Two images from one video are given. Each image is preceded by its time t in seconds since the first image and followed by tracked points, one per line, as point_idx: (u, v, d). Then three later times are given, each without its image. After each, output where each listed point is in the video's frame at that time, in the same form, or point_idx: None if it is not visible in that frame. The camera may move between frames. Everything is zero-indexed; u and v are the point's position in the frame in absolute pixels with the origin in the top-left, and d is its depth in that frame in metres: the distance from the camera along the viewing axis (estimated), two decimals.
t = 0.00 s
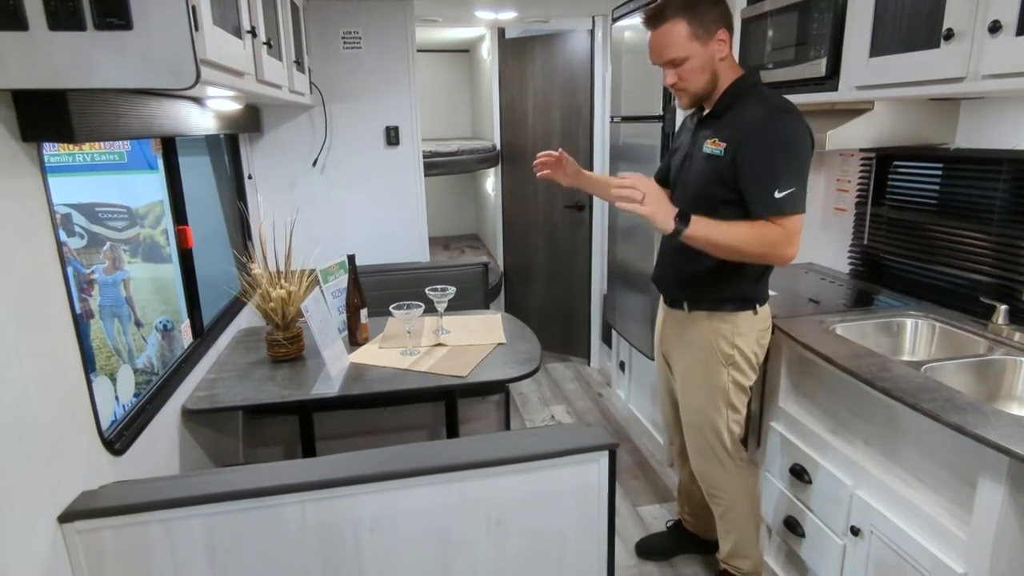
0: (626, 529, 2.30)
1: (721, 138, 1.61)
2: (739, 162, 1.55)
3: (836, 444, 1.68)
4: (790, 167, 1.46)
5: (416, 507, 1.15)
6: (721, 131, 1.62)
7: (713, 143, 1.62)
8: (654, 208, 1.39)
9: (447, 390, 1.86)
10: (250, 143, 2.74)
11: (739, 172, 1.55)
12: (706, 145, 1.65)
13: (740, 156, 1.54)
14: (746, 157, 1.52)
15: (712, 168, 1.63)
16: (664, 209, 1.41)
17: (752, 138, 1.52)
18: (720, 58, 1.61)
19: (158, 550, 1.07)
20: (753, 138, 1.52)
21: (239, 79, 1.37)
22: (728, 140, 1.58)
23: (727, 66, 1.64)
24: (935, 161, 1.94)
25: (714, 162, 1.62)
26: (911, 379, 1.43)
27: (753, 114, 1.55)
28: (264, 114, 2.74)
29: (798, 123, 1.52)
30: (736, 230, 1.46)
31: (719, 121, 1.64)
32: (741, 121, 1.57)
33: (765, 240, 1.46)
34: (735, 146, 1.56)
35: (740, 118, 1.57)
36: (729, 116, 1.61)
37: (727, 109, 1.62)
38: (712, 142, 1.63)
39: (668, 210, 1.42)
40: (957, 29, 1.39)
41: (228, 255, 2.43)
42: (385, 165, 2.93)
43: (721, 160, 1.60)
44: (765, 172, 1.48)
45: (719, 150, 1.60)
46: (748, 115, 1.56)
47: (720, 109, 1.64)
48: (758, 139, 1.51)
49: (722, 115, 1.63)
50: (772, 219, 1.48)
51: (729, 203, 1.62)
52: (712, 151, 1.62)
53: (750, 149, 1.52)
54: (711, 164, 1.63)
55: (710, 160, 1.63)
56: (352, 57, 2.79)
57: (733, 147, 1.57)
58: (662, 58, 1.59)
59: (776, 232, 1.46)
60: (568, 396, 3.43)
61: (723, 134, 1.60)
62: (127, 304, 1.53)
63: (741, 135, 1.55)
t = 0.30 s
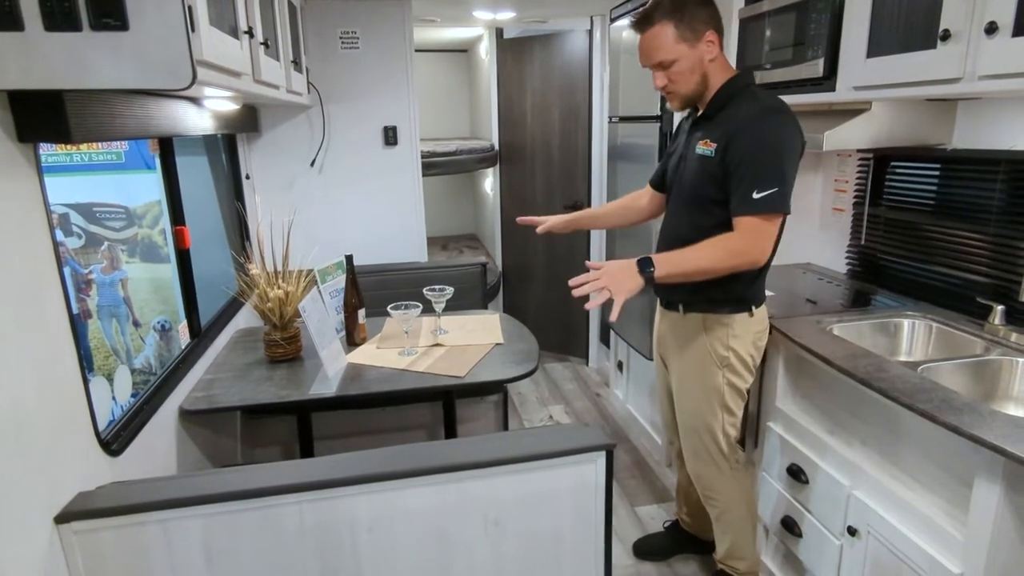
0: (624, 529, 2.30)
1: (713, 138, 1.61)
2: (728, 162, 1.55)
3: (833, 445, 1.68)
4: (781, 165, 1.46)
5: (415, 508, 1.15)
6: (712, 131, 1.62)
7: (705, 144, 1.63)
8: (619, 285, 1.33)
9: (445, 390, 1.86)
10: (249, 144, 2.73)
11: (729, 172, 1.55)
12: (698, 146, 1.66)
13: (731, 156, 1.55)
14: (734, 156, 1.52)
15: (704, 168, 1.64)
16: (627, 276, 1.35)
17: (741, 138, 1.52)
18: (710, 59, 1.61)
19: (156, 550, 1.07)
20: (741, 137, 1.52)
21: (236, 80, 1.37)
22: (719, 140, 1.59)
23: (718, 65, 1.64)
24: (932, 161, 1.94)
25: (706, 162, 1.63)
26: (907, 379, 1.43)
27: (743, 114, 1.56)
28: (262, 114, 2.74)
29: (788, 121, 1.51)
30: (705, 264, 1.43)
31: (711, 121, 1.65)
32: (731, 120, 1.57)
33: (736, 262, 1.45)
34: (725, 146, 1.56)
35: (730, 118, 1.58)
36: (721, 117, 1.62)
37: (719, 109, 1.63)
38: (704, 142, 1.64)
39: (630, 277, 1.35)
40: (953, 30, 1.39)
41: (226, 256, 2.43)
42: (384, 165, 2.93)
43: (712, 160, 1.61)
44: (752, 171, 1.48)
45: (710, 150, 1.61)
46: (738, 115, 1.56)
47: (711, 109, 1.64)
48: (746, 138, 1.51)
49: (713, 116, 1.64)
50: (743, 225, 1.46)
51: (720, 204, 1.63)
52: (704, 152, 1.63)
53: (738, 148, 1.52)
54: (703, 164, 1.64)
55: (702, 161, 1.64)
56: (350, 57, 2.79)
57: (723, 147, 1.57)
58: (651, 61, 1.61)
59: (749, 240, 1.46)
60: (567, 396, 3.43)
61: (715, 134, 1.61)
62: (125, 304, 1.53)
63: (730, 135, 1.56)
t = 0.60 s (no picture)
0: (621, 531, 2.30)
1: (704, 140, 1.61)
2: (721, 163, 1.55)
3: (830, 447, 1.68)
4: (774, 165, 1.47)
5: (409, 510, 1.14)
6: (704, 133, 1.62)
7: (696, 146, 1.63)
8: (621, 290, 1.34)
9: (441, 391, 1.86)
10: (245, 144, 2.73)
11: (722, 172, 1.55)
12: (690, 147, 1.66)
13: (723, 157, 1.54)
14: (726, 157, 1.53)
15: (696, 169, 1.63)
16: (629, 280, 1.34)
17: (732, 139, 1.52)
18: (710, 52, 1.62)
19: (150, 553, 1.07)
20: (733, 138, 1.52)
21: (230, 81, 1.37)
22: (710, 141, 1.59)
23: (715, 63, 1.65)
24: (928, 163, 1.95)
25: (698, 164, 1.63)
26: (902, 381, 1.44)
27: (734, 114, 1.56)
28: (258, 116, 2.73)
29: (778, 121, 1.52)
30: (704, 268, 1.44)
31: (703, 123, 1.65)
32: (722, 122, 1.57)
33: (737, 264, 1.45)
34: (717, 147, 1.56)
35: (720, 120, 1.58)
36: (711, 118, 1.61)
37: (710, 110, 1.63)
38: (696, 144, 1.64)
39: (631, 282, 1.35)
40: (948, 32, 1.39)
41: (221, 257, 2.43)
42: (380, 166, 2.92)
43: (704, 161, 1.61)
44: (744, 171, 1.48)
45: (702, 152, 1.61)
46: (728, 116, 1.56)
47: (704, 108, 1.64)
48: (737, 139, 1.51)
49: (705, 117, 1.64)
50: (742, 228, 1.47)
51: (713, 205, 1.63)
52: (695, 154, 1.63)
53: (729, 149, 1.52)
54: (695, 165, 1.63)
55: (693, 162, 1.64)
56: (346, 57, 2.78)
57: (715, 148, 1.57)
58: (654, 43, 1.59)
59: (748, 243, 1.46)
60: (563, 397, 3.43)
61: (706, 136, 1.61)
62: (120, 305, 1.53)
63: (722, 135, 1.56)
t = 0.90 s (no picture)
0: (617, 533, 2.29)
1: (700, 149, 1.61)
2: (720, 173, 1.55)
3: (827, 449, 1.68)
4: (775, 175, 1.49)
5: (406, 513, 1.14)
6: (699, 142, 1.62)
7: (691, 155, 1.63)
8: (629, 293, 1.54)
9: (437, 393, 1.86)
10: (241, 146, 2.72)
11: (723, 182, 1.55)
12: (684, 155, 1.65)
13: (723, 166, 1.55)
14: (727, 168, 1.53)
15: (692, 178, 1.63)
16: (636, 283, 1.53)
17: (731, 149, 1.53)
18: (697, 58, 1.62)
19: (144, 557, 1.06)
20: (732, 149, 1.53)
21: (226, 83, 1.36)
22: (708, 151, 1.58)
23: (701, 71, 1.65)
24: (924, 165, 1.95)
25: (694, 173, 1.62)
26: (899, 383, 1.44)
27: (731, 124, 1.56)
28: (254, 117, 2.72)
29: (774, 130, 1.54)
30: (710, 277, 1.52)
31: (697, 132, 1.64)
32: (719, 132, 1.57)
33: (739, 275, 1.51)
34: (715, 157, 1.56)
35: (717, 129, 1.58)
36: (706, 127, 1.61)
37: (704, 119, 1.63)
38: (690, 153, 1.63)
39: (638, 286, 1.53)
40: (944, 35, 1.40)
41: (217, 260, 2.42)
42: (376, 168, 2.92)
43: (701, 170, 1.60)
44: (747, 183, 1.49)
45: (699, 161, 1.60)
46: (725, 126, 1.56)
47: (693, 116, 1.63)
48: (737, 149, 1.52)
49: (699, 125, 1.63)
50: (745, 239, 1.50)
51: (709, 213, 1.63)
52: (691, 163, 1.62)
53: (730, 160, 1.52)
54: (691, 175, 1.63)
55: (689, 171, 1.63)
56: (342, 59, 2.78)
57: (713, 158, 1.57)
58: (644, 42, 1.58)
59: (750, 254, 1.50)
60: (560, 399, 3.43)
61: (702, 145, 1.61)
62: (115, 306, 1.52)
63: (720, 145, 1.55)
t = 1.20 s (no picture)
0: (615, 534, 2.29)
1: (664, 150, 1.69)
2: (687, 171, 1.66)
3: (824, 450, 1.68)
4: (736, 171, 1.64)
5: (403, 515, 1.13)
6: (661, 144, 1.70)
7: (655, 156, 1.70)
8: (638, 298, 1.51)
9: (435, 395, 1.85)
10: (237, 146, 2.72)
11: (691, 179, 1.66)
12: (647, 157, 1.72)
13: (690, 165, 1.65)
14: (695, 167, 1.64)
15: (657, 179, 1.71)
16: (647, 287, 1.51)
17: (697, 149, 1.64)
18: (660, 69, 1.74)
19: (140, 559, 1.06)
20: (698, 149, 1.64)
21: (222, 83, 1.35)
22: (672, 152, 1.68)
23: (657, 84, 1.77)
24: (921, 167, 1.95)
25: (659, 173, 1.70)
26: (896, 384, 1.44)
27: (692, 126, 1.68)
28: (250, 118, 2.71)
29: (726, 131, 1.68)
30: (707, 267, 1.59)
31: (656, 134, 1.72)
32: (681, 134, 1.67)
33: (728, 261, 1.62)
34: (681, 157, 1.66)
35: (679, 132, 1.68)
36: (666, 130, 1.70)
37: (662, 122, 1.71)
38: (654, 155, 1.71)
39: (647, 289, 1.52)
40: (941, 37, 1.40)
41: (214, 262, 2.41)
42: (373, 169, 2.91)
43: (666, 171, 1.69)
44: (715, 179, 1.62)
45: (665, 161, 1.69)
46: (687, 129, 1.67)
47: (658, 116, 1.72)
48: (703, 149, 1.64)
49: (657, 128, 1.71)
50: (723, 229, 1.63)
51: (675, 210, 1.72)
52: (656, 163, 1.70)
53: (698, 160, 1.64)
54: (656, 175, 1.71)
55: (654, 172, 1.71)
56: (340, 59, 2.78)
57: (679, 158, 1.67)
58: (625, 42, 1.64)
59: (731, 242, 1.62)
60: (558, 400, 3.42)
61: (665, 146, 1.69)
62: (111, 308, 1.51)
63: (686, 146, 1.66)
